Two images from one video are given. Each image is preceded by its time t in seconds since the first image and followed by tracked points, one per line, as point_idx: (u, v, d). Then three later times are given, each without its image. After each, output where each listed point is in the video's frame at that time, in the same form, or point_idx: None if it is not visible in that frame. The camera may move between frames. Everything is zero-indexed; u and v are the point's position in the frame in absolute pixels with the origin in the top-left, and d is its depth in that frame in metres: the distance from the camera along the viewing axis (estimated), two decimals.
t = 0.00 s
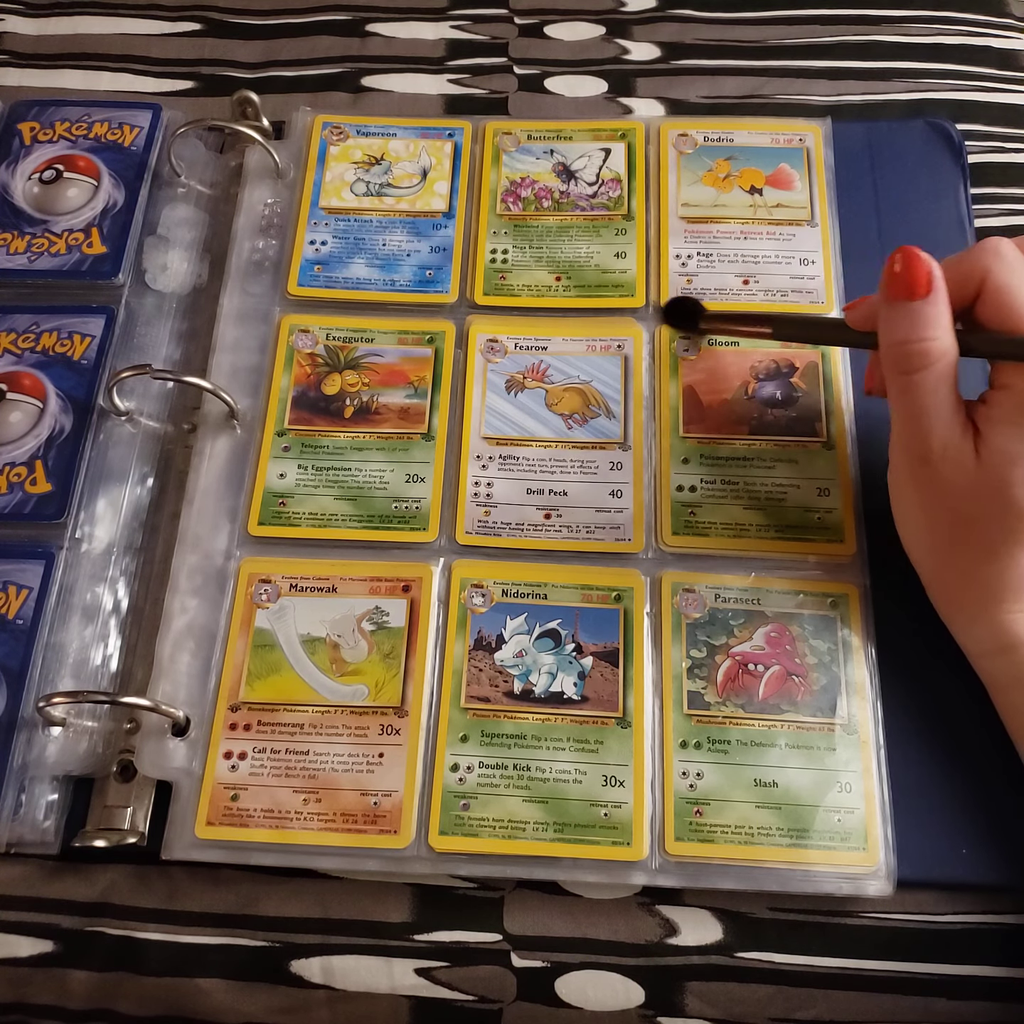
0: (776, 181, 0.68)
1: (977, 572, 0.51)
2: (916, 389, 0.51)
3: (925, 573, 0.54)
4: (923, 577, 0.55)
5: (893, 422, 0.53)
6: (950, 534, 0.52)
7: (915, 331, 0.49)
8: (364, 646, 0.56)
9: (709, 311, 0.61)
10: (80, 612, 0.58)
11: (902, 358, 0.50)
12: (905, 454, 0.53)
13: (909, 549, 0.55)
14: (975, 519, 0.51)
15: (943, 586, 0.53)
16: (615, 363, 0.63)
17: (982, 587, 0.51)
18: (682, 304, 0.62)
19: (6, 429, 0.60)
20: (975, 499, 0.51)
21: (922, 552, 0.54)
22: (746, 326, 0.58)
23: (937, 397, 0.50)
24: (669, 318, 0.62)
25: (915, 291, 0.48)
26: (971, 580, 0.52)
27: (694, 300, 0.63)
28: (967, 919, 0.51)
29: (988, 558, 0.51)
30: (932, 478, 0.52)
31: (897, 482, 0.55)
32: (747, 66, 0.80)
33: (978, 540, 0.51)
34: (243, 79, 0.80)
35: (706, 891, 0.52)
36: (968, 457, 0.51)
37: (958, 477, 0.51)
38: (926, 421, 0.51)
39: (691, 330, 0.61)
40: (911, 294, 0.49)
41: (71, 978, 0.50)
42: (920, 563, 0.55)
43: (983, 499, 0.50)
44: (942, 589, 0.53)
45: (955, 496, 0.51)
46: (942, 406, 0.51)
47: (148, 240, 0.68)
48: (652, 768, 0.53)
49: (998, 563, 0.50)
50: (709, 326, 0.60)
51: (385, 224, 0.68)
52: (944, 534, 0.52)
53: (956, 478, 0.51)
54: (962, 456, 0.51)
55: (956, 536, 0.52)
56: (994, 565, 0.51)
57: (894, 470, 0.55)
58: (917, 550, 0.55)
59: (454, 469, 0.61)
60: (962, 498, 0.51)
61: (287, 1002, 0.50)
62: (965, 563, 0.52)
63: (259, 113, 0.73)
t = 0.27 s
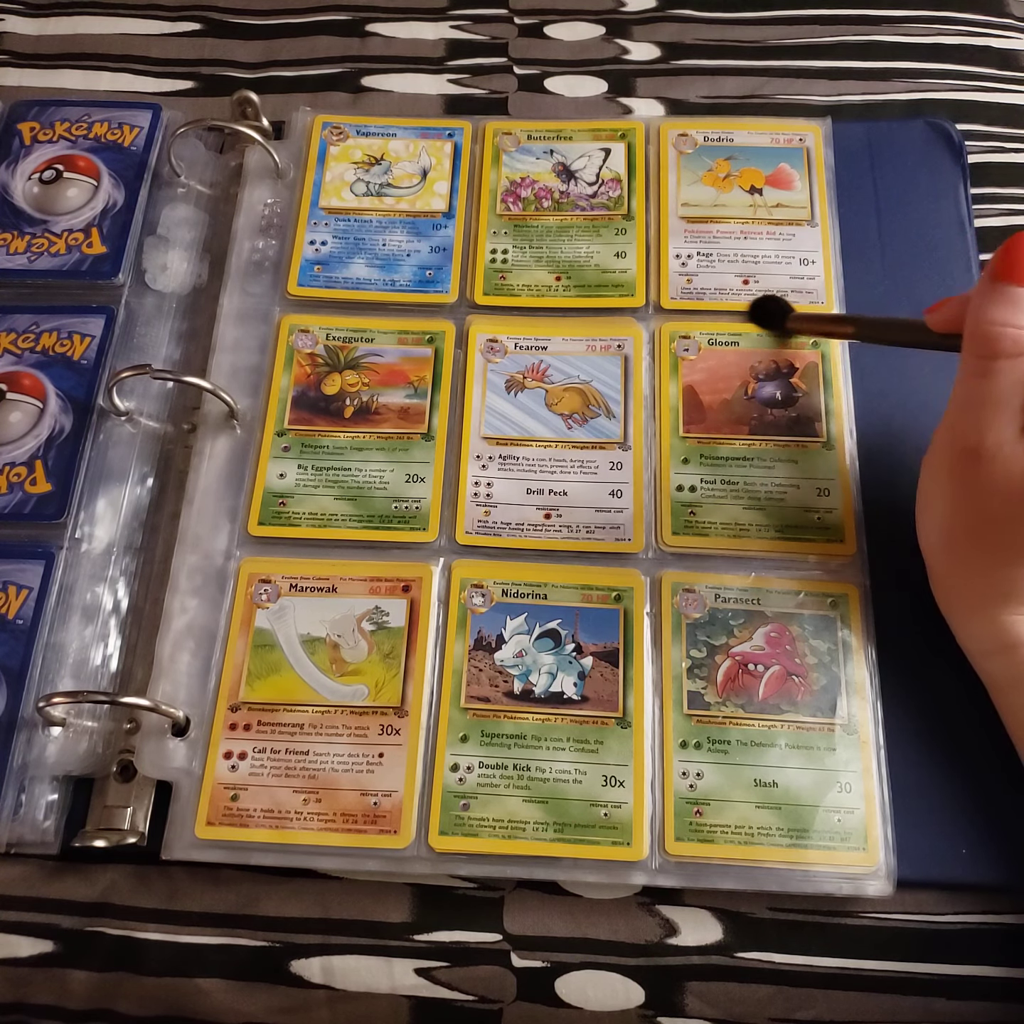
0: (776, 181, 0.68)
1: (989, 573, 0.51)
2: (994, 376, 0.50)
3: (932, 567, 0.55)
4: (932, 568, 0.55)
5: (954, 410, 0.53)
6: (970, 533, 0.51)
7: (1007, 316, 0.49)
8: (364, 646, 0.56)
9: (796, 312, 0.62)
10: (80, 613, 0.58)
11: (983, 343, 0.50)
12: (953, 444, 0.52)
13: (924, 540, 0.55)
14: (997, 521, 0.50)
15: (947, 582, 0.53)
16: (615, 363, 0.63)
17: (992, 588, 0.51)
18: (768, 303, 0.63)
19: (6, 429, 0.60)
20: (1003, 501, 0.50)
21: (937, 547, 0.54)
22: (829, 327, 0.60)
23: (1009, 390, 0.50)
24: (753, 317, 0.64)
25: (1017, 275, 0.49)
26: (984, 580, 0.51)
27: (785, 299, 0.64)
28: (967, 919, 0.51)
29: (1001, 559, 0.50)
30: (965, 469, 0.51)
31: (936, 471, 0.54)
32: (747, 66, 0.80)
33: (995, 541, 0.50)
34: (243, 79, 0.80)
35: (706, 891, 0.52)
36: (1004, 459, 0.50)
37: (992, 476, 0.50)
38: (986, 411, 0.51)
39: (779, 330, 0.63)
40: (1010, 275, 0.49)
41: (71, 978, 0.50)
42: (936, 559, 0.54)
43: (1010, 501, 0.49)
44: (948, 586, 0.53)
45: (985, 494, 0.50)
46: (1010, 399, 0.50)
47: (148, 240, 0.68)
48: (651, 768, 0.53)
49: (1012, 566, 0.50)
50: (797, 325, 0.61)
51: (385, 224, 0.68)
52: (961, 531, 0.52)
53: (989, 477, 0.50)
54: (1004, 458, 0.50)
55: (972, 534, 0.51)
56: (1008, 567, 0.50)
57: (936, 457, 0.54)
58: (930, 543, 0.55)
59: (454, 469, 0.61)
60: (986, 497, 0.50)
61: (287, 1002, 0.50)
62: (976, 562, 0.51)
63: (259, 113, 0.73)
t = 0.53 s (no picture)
0: (776, 181, 0.68)
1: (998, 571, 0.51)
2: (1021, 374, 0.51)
3: (938, 560, 0.55)
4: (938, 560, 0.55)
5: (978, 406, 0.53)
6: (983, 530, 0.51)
7: None
8: (365, 646, 0.56)
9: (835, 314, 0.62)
10: (80, 612, 0.58)
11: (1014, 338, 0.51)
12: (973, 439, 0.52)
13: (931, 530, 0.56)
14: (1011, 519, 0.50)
15: (953, 577, 0.54)
16: (615, 363, 0.63)
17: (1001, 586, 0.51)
18: (807, 302, 0.63)
19: (7, 429, 0.60)
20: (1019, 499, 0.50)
21: (943, 539, 0.54)
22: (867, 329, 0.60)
23: None
24: (793, 316, 0.63)
25: None
26: (993, 578, 0.51)
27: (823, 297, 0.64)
28: (967, 919, 0.51)
29: (1011, 557, 0.50)
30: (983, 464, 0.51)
31: (954, 465, 0.54)
32: (747, 66, 0.80)
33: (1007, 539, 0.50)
34: (243, 79, 0.80)
35: (706, 891, 0.52)
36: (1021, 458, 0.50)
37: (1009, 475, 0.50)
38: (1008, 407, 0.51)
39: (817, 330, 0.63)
40: None
41: (71, 978, 0.50)
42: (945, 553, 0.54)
43: None
44: (954, 581, 0.54)
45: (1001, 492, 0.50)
46: None
47: (148, 240, 0.68)
48: (651, 768, 0.53)
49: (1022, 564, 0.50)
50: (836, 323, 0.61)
51: (385, 224, 0.68)
52: (973, 527, 0.52)
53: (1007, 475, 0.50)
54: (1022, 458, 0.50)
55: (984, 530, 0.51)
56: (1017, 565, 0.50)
57: (957, 451, 0.54)
58: (937, 536, 0.55)
59: (454, 469, 0.61)
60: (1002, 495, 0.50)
61: (287, 1002, 0.50)
62: (986, 559, 0.51)
63: (259, 113, 0.73)
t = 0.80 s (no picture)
0: (776, 181, 0.68)
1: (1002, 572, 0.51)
2: None
3: (941, 557, 0.55)
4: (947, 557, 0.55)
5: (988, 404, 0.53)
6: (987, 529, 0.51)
7: None
8: (365, 646, 0.56)
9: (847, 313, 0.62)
10: (80, 612, 0.58)
11: None
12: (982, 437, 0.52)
13: (937, 523, 0.55)
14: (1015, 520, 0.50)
15: (956, 574, 0.54)
16: (615, 363, 0.63)
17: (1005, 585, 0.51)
18: (818, 302, 0.63)
19: (6, 429, 0.60)
20: None
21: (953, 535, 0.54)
22: (878, 328, 0.60)
23: None
24: (804, 317, 0.63)
25: None
26: (996, 577, 0.51)
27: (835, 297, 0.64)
28: (967, 919, 0.51)
29: (1015, 557, 0.50)
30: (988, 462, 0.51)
31: (963, 462, 0.54)
32: (746, 66, 0.80)
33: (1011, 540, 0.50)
34: (242, 79, 0.80)
35: (706, 891, 0.52)
36: None
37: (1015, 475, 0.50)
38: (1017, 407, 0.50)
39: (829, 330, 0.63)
40: None
41: (71, 978, 0.50)
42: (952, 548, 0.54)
43: None
44: (956, 579, 0.54)
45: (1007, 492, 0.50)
46: None
47: (148, 240, 0.68)
48: (651, 768, 0.53)
49: None
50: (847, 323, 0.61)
51: (385, 224, 0.68)
52: (977, 525, 0.52)
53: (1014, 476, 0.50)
54: None
55: (988, 530, 0.51)
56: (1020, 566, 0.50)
57: (966, 448, 0.53)
58: (941, 532, 0.55)
59: (454, 469, 0.61)
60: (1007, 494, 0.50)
61: (287, 1002, 0.50)
62: (990, 559, 0.51)
63: (259, 113, 0.73)
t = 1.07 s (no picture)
0: (776, 181, 0.68)
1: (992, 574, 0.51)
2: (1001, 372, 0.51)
3: (929, 559, 0.55)
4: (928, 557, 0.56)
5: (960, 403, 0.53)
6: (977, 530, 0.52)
7: None
8: (365, 646, 0.56)
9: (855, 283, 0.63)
10: (80, 612, 0.58)
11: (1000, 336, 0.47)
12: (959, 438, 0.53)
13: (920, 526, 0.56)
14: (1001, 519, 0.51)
15: (947, 577, 0.54)
16: (615, 363, 0.63)
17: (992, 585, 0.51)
18: (828, 271, 0.64)
19: (6, 429, 0.60)
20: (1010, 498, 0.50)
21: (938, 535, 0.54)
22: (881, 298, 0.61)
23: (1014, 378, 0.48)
24: (813, 285, 0.64)
25: None
26: (984, 579, 0.52)
27: (843, 266, 0.64)
28: (967, 919, 0.51)
29: (1004, 556, 0.51)
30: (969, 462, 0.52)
31: (942, 463, 0.54)
32: (747, 66, 0.80)
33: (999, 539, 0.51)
34: (243, 79, 0.80)
35: (706, 891, 0.52)
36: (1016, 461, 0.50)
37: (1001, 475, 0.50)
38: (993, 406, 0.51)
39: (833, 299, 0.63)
40: None
41: (71, 978, 0.50)
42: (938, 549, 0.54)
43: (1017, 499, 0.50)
44: (946, 580, 0.54)
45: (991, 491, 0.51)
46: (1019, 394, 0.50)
47: (148, 240, 0.68)
48: (651, 768, 0.53)
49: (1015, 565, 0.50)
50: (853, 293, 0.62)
51: (385, 224, 0.68)
52: (964, 527, 0.52)
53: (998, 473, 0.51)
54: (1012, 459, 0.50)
55: (976, 531, 0.52)
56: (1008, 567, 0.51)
57: (943, 450, 0.54)
58: (926, 532, 0.55)
59: (454, 469, 0.61)
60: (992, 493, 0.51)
61: (287, 1003, 0.50)
62: (979, 559, 0.52)
63: (259, 113, 0.73)
